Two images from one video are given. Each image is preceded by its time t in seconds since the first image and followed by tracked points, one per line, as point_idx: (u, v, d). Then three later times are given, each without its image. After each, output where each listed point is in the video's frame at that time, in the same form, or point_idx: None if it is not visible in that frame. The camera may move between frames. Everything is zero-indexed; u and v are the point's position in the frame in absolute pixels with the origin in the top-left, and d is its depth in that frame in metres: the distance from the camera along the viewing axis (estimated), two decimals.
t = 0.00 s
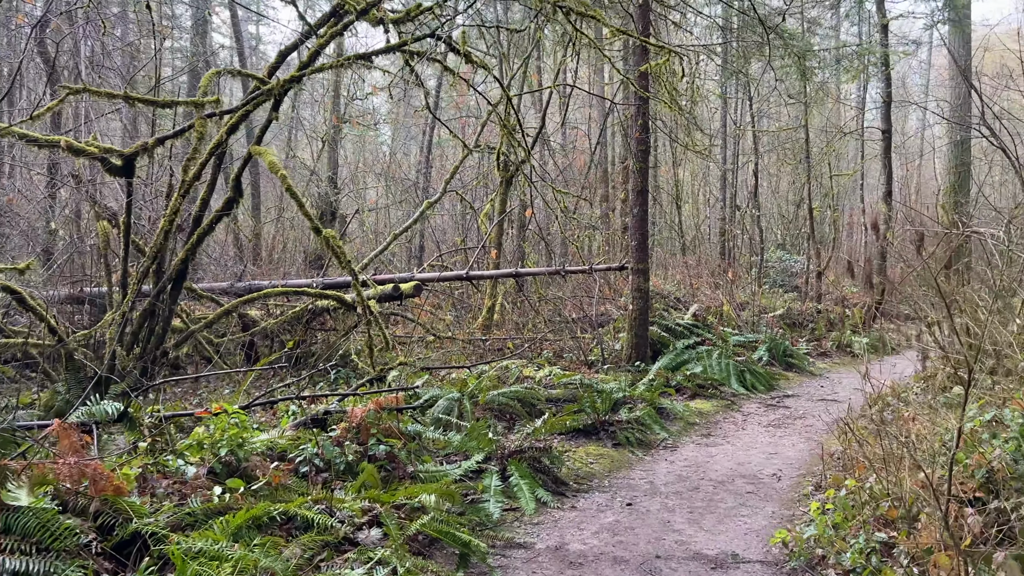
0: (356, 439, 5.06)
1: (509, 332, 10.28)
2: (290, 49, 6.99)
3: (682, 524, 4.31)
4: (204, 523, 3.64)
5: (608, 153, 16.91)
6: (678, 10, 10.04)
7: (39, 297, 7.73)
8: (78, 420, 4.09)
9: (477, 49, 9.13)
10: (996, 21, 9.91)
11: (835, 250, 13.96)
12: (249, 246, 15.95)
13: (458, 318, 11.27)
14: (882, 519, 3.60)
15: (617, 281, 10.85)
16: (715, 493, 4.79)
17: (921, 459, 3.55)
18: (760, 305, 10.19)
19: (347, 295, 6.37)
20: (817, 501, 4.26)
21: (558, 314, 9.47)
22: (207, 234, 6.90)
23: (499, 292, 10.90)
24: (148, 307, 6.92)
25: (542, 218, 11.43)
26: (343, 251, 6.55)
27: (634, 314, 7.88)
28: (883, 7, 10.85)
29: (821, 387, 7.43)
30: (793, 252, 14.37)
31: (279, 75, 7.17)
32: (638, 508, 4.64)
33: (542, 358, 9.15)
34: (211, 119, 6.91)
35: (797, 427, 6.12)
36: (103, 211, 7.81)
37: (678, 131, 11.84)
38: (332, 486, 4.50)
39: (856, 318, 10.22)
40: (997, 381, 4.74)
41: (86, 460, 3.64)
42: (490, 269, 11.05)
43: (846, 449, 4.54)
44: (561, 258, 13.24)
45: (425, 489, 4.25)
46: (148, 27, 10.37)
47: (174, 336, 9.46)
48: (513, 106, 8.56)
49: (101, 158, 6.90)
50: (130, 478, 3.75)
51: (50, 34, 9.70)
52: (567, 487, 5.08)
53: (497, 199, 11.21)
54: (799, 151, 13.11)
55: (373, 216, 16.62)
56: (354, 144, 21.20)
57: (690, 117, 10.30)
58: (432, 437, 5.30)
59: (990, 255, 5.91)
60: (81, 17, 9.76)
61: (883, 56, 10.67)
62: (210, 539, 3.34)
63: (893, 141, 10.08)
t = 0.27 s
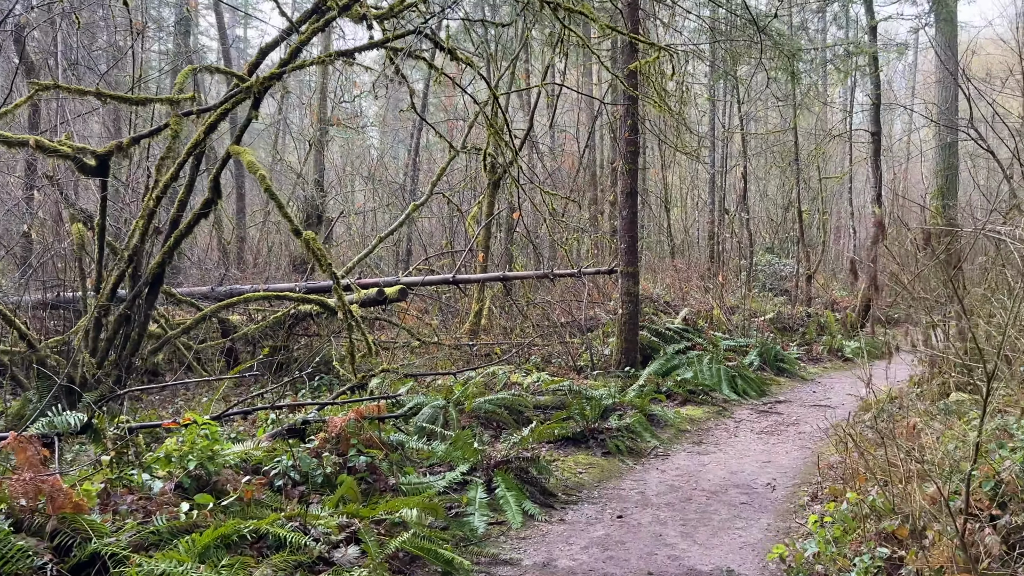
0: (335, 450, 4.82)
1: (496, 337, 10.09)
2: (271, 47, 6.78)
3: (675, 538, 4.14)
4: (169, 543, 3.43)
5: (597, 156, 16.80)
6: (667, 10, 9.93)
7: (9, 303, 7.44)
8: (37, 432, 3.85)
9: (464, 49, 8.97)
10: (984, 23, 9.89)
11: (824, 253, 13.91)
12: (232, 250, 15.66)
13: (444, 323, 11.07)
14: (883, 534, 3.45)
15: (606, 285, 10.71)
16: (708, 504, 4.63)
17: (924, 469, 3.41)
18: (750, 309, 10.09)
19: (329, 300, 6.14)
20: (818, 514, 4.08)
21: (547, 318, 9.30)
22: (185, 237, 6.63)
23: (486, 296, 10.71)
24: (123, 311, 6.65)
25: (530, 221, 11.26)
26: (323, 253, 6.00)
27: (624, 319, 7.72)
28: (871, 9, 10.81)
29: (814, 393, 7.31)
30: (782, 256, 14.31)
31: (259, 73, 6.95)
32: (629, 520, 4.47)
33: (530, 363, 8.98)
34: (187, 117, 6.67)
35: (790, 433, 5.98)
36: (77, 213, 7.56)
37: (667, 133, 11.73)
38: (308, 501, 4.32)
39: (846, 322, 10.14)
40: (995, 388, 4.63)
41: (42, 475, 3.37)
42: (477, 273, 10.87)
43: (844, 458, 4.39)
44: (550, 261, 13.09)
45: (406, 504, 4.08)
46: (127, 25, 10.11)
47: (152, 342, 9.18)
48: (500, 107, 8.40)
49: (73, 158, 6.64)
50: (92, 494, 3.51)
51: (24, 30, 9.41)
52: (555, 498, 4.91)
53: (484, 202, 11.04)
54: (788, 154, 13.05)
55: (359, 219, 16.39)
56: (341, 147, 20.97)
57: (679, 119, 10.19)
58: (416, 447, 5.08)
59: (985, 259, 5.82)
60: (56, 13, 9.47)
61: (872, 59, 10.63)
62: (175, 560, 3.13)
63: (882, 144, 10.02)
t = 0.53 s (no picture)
0: (313, 461, 4.75)
1: (484, 341, 9.91)
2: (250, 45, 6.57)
3: (667, 553, 3.97)
4: (131, 566, 3.20)
5: (586, 158, 16.66)
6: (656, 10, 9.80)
7: None
8: None
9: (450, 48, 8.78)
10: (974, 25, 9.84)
11: (814, 256, 13.85)
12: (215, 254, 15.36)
13: (431, 327, 10.87)
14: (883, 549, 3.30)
15: (595, 289, 10.53)
16: (700, 516, 4.46)
17: (927, 482, 3.26)
18: (741, 312, 9.96)
19: (309, 304, 5.94)
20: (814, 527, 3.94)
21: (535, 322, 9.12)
22: (161, 239, 6.33)
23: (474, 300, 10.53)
24: (96, 316, 6.35)
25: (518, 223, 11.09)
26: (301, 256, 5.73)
27: (614, 323, 7.56)
28: (861, 10, 10.73)
29: (806, 398, 7.18)
30: (772, 259, 14.22)
31: (238, 71, 6.72)
32: (619, 534, 4.30)
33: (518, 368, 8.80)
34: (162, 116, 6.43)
35: (783, 440, 5.84)
36: (48, 215, 7.29)
37: (657, 135, 11.61)
38: (284, 516, 4.19)
39: (837, 326, 10.05)
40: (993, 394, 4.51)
41: None
42: (464, 276, 10.68)
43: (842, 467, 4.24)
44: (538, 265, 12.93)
45: (385, 519, 3.91)
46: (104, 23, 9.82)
47: (129, 348, 8.91)
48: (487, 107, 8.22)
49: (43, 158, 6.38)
50: (49, 515, 3.27)
51: None
52: (542, 511, 4.73)
53: (472, 204, 10.85)
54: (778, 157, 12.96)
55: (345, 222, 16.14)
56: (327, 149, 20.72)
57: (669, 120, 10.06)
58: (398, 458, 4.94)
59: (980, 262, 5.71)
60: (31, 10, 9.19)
61: (862, 60, 10.56)
62: None
63: (873, 146, 9.93)
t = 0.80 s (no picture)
0: (291, 473, 4.60)
1: (472, 346, 9.73)
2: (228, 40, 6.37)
3: (660, 568, 3.81)
4: None
5: (574, 160, 16.52)
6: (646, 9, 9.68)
7: None
8: None
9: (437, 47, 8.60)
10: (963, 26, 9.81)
11: (804, 259, 13.80)
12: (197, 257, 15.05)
13: (417, 331, 10.68)
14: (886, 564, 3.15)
15: (584, 291, 10.38)
16: (694, 527, 4.31)
17: (930, 493, 3.12)
18: (731, 315, 9.85)
19: (288, 307, 5.73)
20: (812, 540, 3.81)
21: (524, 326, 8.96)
22: (136, 240, 6.03)
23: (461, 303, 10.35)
24: (70, 321, 6.03)
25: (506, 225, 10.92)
26: (280, 259, 5.51)
27: (603, 326, 7.41)
28: (851, 11, 10.67)
29: (799, 403, 7.07)
30: (762, 261, 14.15)
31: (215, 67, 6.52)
32: (611, 547, 4.13)
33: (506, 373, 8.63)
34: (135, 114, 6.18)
35: (777, 446, 5.71)
36: (18, 216, 7.02)
37: (646, 136, 11.49)
38: (259, 532, 4.02)
39: (828, 328, 9.97)
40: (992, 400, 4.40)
41: None
42: (451, 279, 10.49)
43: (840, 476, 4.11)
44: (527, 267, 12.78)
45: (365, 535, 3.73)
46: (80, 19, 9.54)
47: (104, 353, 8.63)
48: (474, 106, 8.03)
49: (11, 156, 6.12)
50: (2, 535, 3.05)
51: None
52: (530, 523, 4.56)
53: (459, 205, 10.66)
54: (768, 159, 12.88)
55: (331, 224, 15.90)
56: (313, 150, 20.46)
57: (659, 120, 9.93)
58: (380, 468, 4.77)
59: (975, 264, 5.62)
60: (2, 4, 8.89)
61: (852, 61, 10.48)
62: None
63: (863, 147, 9.85)
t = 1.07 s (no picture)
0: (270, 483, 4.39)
1: (459, 348, 9.55)
2: (207, 31, 6.15)
3: None
4: None
5: (563, 161, 16.39)
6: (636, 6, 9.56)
7: None
8: None
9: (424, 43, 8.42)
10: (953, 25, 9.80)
11: (793, 261, 13.76)
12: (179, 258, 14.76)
13: (404, 333, 10.49)
14: None
15: (573, 293, 10.23)
16: (690, 537, 4.15)
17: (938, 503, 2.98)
18: (722, 317, 9.75)
19: (267, 309, 5.53)
20: (811, 552, 3.66)
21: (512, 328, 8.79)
22: (111, 240, 5.72)
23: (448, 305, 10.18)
24: (41, 323, 5.70)
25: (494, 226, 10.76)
26: (258, 258, 5.31)
27: (593, 329, 7.26)
28: (842, 10, 10.60)
29: (791, 406, 6.96)
30: (751, 263, 14.09)
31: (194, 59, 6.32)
32: (604, 560, 3.97)
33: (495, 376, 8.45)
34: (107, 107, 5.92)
35: (771, 451, 5.58)
36: None
37: (637, 136, 11.37)
38: (234, 546, 3.82)
39: (819, 330, 9.90)
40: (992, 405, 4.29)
41: None
42: (438, 280, 10.32)
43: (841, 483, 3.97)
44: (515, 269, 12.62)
45: (346, 549, 3.55)
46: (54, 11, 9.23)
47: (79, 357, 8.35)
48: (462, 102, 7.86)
49: None
50: None
51: None
52: (520, 534, 4.39)
53: (446, 205, 10.47)
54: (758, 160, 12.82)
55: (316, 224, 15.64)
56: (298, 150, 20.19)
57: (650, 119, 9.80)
58: (363, 477, 4.60)
59: (971, 266, 5.53)
60: None
61: (843, 60, 10.41)
62: None
63: (855, 147, 9.78)
